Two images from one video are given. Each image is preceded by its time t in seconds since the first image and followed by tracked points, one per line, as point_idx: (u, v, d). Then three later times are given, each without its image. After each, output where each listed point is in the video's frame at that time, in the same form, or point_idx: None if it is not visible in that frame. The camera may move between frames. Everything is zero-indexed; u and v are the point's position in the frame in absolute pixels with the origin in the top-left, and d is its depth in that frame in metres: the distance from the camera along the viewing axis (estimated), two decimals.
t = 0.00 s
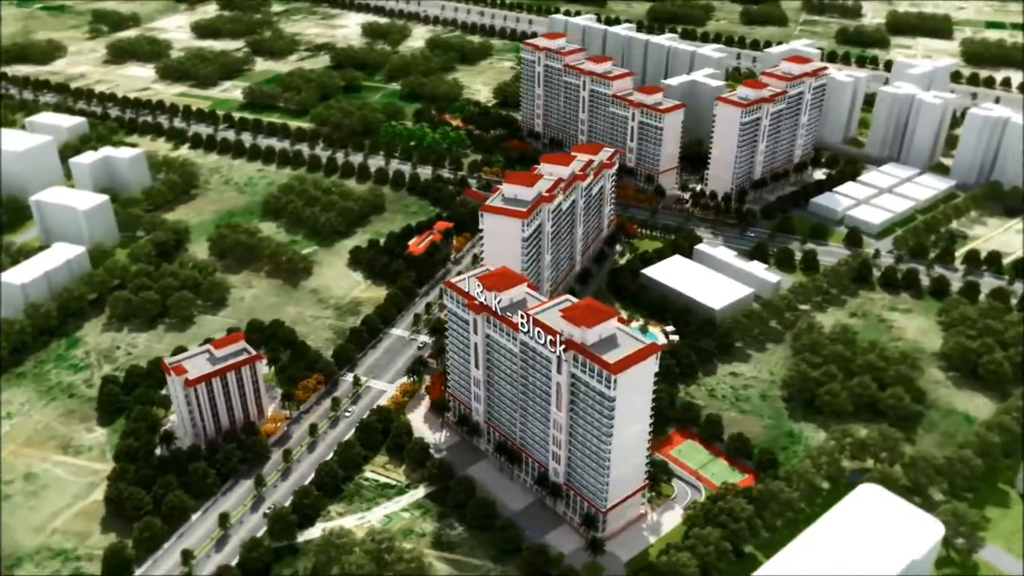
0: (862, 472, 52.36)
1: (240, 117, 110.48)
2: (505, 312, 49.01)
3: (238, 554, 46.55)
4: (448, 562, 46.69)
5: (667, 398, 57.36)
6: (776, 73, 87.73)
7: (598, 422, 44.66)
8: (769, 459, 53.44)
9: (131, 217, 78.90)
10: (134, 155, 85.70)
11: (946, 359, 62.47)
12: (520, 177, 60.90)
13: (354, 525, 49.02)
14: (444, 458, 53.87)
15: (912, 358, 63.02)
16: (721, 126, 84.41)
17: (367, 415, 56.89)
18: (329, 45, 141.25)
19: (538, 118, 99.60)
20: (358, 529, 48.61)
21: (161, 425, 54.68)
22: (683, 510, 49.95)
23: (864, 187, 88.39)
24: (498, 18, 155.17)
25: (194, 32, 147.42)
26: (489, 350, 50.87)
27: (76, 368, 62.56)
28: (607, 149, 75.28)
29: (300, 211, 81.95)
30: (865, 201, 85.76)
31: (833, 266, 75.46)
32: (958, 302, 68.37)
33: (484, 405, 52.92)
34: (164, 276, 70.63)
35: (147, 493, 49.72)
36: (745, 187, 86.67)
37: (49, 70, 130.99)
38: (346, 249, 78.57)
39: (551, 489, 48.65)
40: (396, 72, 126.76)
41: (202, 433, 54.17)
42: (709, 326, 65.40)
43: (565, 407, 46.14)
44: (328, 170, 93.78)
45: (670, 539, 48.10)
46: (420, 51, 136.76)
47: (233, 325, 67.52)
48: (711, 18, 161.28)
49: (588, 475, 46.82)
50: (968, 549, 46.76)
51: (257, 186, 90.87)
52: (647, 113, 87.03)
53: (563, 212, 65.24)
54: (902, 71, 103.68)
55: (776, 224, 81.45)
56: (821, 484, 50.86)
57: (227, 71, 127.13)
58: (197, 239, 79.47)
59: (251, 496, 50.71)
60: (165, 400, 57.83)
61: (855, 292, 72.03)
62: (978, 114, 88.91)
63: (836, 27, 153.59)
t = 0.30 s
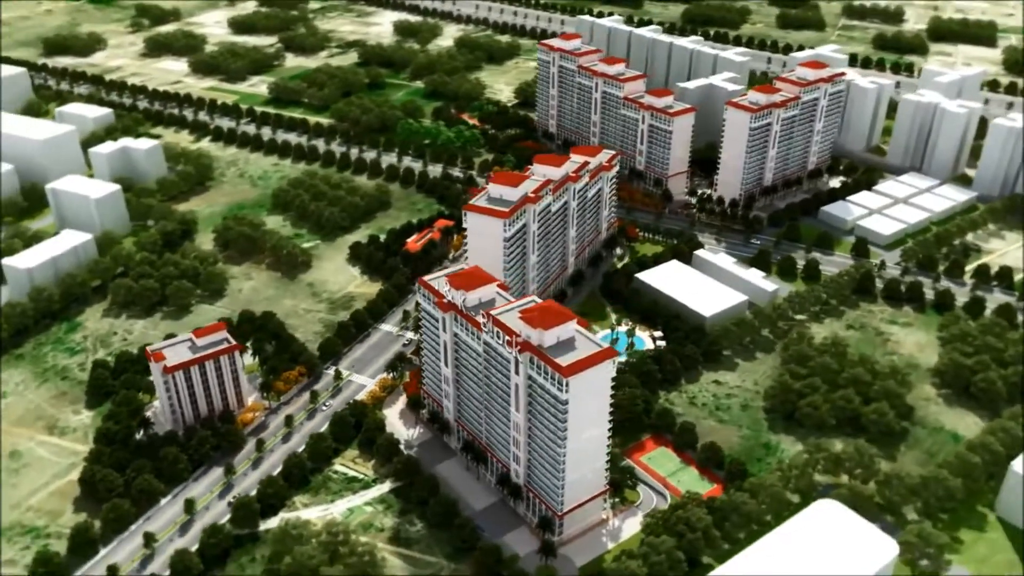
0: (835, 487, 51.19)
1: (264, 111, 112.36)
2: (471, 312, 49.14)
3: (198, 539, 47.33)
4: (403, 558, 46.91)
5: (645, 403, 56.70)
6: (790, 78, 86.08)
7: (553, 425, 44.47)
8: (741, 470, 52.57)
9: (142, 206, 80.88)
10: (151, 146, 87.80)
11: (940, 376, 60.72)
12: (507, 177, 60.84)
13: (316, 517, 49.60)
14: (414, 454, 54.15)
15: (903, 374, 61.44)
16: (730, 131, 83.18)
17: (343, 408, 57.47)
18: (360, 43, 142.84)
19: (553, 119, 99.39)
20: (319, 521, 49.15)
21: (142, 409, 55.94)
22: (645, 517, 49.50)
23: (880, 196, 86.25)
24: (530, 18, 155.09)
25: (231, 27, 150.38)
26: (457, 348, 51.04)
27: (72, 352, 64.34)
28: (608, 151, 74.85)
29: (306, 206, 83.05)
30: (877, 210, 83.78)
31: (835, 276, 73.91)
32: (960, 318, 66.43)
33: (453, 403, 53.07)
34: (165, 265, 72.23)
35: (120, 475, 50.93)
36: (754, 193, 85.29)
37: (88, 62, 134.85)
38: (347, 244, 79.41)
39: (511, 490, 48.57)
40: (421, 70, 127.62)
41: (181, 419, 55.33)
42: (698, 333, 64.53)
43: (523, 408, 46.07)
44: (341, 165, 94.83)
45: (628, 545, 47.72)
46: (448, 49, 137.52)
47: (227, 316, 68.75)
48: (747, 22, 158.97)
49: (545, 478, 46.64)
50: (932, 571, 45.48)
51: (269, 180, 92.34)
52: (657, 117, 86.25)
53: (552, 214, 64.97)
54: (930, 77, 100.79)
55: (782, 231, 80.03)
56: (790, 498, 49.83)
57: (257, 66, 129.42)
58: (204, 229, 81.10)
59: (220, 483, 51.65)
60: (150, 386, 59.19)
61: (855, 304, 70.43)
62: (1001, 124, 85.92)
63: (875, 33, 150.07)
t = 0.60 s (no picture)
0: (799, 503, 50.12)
1: (290, 106, 114.38)
2: (434, 309, 49.40)
3: (157, 521, 48.47)
4: (353, 550, 47.45)
5: (617, 408, 56.14)
6: (806, 85, 84.19)
7: (501, 425, 44.44)
8: (705, 481, 51.76)
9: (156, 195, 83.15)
10: (170, 136, 90.19)
11: (928, 394, 58.88)
12: (491, 177, 60.85)
13: (276, 505, 50.45)
14: (380, 448, 54.56)
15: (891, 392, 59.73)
16: (740, 137, 81.77)
17: (319, 399, 58.26)
18: (395, 40, 144.32)
19: (569, 120, 99.05)
20: (278, 509, 49.97)
21: (124, 391, 57.58)
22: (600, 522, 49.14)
23: (896, 208, 83.81)
24: (567, 19, 154.60)
25: (272, 23, 153.38)
26: (422, 345, 51.30)
27: (70, 333, 66.56)
28: (608, 153, 74.36)
29: (314, 200, 84.36)
30: (891, 222, 81.49)
31: (836, 287, 72.18)
32: (959, 336, 64.26)
33: (419, 398, 53.33)
34: (168, 253, 74.13)
35: (93, 455, 52.49)
36: (764, 201, 83.68)
37: (132, 53, 138.96)
38: (350, 239, 80.42)
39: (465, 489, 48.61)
40: (450, 68, 128.36)
41: (160, 403, 56.84)
42: (682, 340, 63.66)
43: (475, 408, 46.14)
44: (355, 161, 96.01)
45: (579, 550, 47.44)
46: (480, 49, 138.04)
47: (223, 304, 70.25)
48: (789, 26, 155.95)
49: (496, 478, 46.59)
50: None
51: (284, 173, 94.01)
52: (667, 120, 85.35)
53: (540, 215, 64.78)
54: (964, 86, 97.39)
55: (789, 241, 78.36)
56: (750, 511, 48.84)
57: (291, 61, 131.73)
58: (214, 220, 82.98)
59: (190, 466, 52.90)
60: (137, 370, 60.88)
61: (853, 317, 68.63)
62: None
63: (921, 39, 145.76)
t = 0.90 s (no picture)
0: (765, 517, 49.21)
1: (314, 101, 115.94)
2: (401, 306, 49.63)
3: (125, 504, 49.56)
4: (311, 541, 48.00)
5: (591, 412, 55.71)
6: (819, 91, 82.50)
7: (455, 424, 44.48)
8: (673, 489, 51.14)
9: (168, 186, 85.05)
10: (187, 129, 92.14)
11: (915, 411, 57.31)
12: (478, 177, 60.88)
13: (243, 493, 51.26)
14: (351, 442, 55.03)
15: (877, 407, 58.29)
16: (748, 143, 80.47)
17: (298, 391, 59.00)
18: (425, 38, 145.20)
19: (582, 121, 98.65)
20: (244, 497, 50.80)
21: (112, 376, 59.06)
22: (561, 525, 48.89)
23: (910, 219, 81.68)
24: (599, 19, 153.77)
25: (307, 19, 155.56)
26: (391, 341, 51.55)
27: (71, 317, 68.50)
28: (608, 155, 73.82)
29: (321, 194, 85.42)
30: (901, 233, 79.45)
31: (836, 297, 70.63)
32: (955, 353, 62.44)
33: (390, 394, 53.62)
34: (173, 243, 75.76)
35: (73, 436, 53.98)
36: (772, 208, 82.25)
37: (168, 47, 142.24)
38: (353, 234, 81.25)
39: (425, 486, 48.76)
40: (475, 67, 128.71)
41: (145, 388, 58.10)
42: (667, 346, 62.93)
43: (433, 406, 46.26)
44: (369, 157, 96.93)
45: (534, 552, 47.28)
46: (507, 48, 138.15)
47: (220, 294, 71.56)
48: (827, 31, 152.85)
49: (453, 477, 46.65)
50: None
51: (298, 167, 95.37)
52: (676, 124, 84.45)
53: (530, 216, 64.64)
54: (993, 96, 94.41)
55: (793, 249, 76.88)
56: (712, 522, 48.11)
57: (320, 57, 133.47)
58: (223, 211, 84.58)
59: (166, 451, 54.04)
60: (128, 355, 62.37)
61: (849, 329, 67.08)
62: None
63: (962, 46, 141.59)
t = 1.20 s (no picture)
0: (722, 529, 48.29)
1: (340, 97, 117.59)
2: (366, 302, 50.06)
3: (94, 483, 51.02)
4: (266, 528, 48.81)
5: (561, 415, 55.45)
6: (834, 98, 80.46)
7: (404, 419, 44.72)
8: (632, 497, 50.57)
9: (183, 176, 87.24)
10: (207, 121, 94.31)
11: (896, 430, 55.59)
12: (463, 175, 60.97)
13: (208, 478, 52.38)
14: (321, 434, 55.70)
15: (858, 424, 56.73)
16: (756, 149, 78.93)
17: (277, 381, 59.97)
18: (459, 37, 146.01)
19: (599, 123, 98.08)
20: (209, 482, 51.91)
21: (101, 359, 60.93)
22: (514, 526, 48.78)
23: (925, 232, 79.16)
24: (636, 21, 152.56)
25: (347, 16, 157.79)
26: (358, 335, 52.02)
27: (75, 300, 70.82)
28: (607, 157, 73.25)
29: (329, 188, 86.60)
30: (912, 246, 77.08)
31: (833, 309, 68.91)
32: (948, 372, 60.36)
33: (359, 387, 54.14)
34: (179, 231, 77.70)
35: (56, 415, 55.82)
36: (780, 217, 80.51)
37: (210, 40, 145.79)
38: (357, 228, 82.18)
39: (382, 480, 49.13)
40: (504, 66, 128.93)
41: (130, 371, 59.80)
42: (649, 352, 62.15)
43: (386, 401, 46.57)
44: (384, 153, 97.90)
45: (483, 551, 47.27)
46: (539, 48, 138.09)
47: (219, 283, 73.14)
48: (870, 37, 148.89)
49: (404, 472, 46.90)
50: None
51: (314, 161, 96.86)
52: (686, 128, 83.32)
53: (517, 216, 64.51)
54: None
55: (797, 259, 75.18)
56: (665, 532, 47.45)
57: (353, 54, 135.30)
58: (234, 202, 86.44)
59: (142, 434, 55.52)
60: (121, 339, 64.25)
61: (843, 342, 65.35)
62: None
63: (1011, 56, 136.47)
